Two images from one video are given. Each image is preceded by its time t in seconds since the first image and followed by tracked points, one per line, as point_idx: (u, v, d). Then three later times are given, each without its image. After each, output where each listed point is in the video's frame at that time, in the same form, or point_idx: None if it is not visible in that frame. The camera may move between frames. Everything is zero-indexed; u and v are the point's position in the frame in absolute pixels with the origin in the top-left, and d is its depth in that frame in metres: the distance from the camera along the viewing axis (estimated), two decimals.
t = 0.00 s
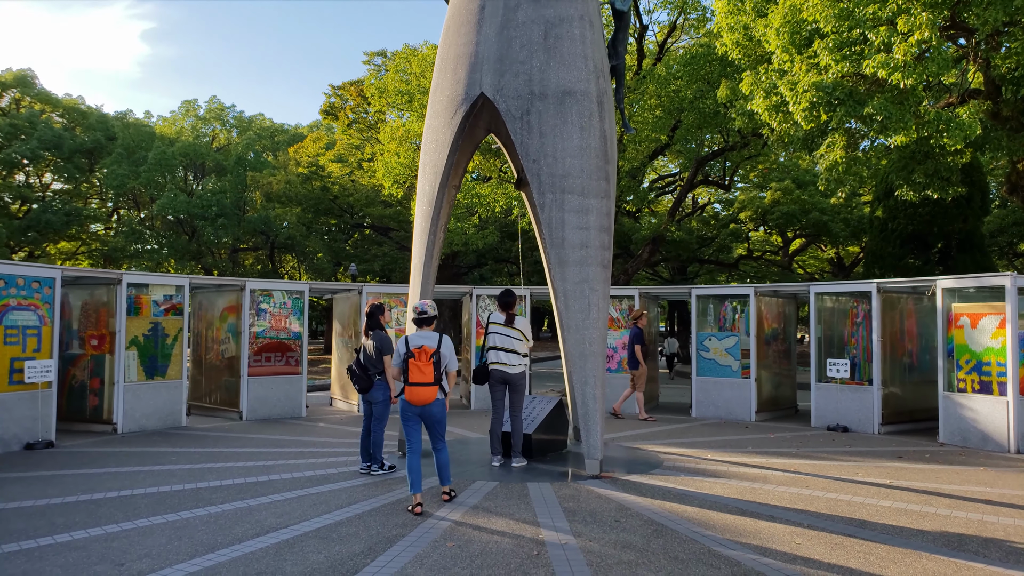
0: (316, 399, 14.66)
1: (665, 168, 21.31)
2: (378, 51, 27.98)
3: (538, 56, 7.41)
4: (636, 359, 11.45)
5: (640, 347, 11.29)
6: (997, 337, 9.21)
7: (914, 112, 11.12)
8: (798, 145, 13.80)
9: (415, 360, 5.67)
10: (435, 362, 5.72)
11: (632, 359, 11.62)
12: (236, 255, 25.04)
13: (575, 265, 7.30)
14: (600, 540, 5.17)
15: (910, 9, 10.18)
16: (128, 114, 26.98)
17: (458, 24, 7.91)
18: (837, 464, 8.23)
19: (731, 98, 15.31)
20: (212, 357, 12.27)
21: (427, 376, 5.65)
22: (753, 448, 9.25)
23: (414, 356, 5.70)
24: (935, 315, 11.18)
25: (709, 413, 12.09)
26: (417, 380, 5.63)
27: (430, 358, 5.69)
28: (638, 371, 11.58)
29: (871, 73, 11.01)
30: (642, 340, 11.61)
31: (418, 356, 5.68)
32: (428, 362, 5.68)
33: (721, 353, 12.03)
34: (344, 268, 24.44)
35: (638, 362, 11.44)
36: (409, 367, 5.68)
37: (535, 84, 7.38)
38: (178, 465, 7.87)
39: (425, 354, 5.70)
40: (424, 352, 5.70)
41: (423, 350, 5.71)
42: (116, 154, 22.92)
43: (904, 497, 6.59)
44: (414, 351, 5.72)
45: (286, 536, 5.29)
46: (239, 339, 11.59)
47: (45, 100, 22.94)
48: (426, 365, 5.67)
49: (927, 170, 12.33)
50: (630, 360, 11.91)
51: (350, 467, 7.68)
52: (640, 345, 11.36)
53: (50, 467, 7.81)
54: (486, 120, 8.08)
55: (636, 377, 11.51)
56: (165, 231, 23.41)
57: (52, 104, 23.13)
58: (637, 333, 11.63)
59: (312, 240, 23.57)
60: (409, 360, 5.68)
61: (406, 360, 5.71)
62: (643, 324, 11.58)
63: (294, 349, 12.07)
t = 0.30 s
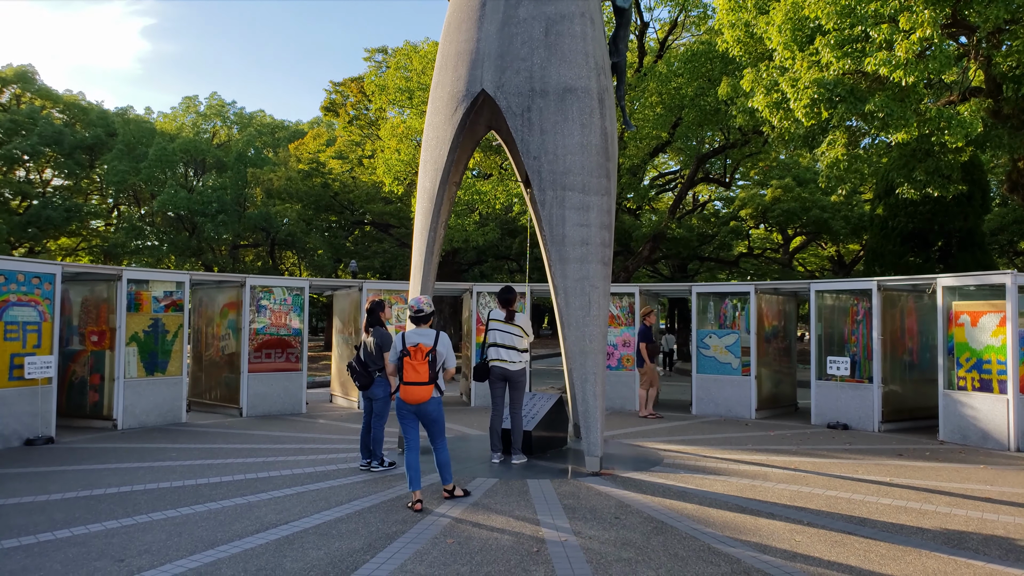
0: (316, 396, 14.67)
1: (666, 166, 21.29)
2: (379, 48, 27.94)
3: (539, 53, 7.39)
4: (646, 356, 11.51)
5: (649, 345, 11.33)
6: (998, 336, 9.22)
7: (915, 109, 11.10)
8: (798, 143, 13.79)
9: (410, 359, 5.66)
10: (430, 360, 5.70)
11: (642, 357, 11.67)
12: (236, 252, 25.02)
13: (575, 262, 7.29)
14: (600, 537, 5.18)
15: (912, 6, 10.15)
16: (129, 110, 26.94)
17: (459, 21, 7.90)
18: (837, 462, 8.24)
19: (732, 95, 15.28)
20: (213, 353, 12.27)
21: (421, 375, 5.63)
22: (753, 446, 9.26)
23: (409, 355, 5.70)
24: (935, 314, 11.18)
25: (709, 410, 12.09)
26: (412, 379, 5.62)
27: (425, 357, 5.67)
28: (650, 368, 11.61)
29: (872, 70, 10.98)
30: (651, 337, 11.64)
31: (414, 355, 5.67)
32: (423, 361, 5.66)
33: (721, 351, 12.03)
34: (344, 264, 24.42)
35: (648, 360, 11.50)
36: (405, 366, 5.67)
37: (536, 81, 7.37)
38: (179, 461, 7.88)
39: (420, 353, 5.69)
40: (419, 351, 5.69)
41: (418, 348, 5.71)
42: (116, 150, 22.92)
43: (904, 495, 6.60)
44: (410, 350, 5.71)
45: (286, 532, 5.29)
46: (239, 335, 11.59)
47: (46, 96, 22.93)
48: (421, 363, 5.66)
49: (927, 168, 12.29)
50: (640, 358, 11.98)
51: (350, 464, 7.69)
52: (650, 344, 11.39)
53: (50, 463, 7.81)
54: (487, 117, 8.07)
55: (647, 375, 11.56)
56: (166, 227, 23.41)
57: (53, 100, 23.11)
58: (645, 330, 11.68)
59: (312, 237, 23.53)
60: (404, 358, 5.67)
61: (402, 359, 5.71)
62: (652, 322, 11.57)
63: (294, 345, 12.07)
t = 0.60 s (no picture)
0: (315, 395, 14.67)
1: (665, 165, 21.28)
2: (377, 47, 27.91)
3: (538, 52, 7.39)
4: (654, 356, 11.41)
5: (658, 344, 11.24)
6: (997, 334, 9.23)
7: (914, 108, 11.12)
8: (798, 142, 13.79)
9: (409, 358, 5.65)
10: (429, 360, 5.70)
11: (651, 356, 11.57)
12: (235, 252, 24.99)
13: (574, 261, 7.29)
14: (600, 536, 5.18)
15: (911, 4, 10.16)
16: (127, 110, 26.92)
17: (458, 20, 7.89)
18: (837, 461, 8.24)
19: (731, 94, 15.28)
20: (212, 353, 12.26)
21: (420, 375, 5.63)
22: (753, 444, 9.27)
23: (408, 355, 5.69)
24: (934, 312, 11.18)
25: (709, 409, 12.09)
26: (411, 378, 5.62)
27: (424, 357, 5.67)
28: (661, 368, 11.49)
29: (871, 69, 10.98)
30: (661, 337, 11.53)
31: (413, 354, 5.66)
32: (422, 361, 5.66)
33: (720, 349, 12.03)
34: (343, 264, 24.40)
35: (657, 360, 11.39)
36: (404, 366, 5.66)
37: (535, 80, 7.36)
38: (178, 461, 7.88)
39: (419, 353, 5.68)
40: (418, 351, 5.69)
41: (417, 348, 5.71)
42: (115, 150, 22.91)
43: (904, 493, 6.60)
44: (408, 349, 5.70)
45: (286, 532, 5.29)
46: (238, 334, 11.58)
47: (45, 96, 22.90)
48: (419, 363, 5.65)
49: (926, 166, 12.28)
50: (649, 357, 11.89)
51: (350, 463, 7.70)
52: (660, 344, 11.29)
53: (50, 463, 7.81)
54: (486, 116, 8.06)
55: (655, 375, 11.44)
56: (165, 227, 23.39)
57: (52, 100, 23.09)
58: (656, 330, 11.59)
59: (311, 236, 23.49)
60: (403, 358, 5.66)
61: (401, 358, 5.70)
62: (662, 322, 11.49)
63: (293, 345, 12.06)
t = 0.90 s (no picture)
0: (316, 396, 14.68)
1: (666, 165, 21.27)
2: (378, 48, 27.92)
3: (539, 52, 7.39)
4: (666, 356, 11.25)
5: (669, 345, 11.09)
6: (998, 334, 9.23)
7: (915, 107, 11.12)
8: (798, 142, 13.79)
9: (409, 359, 5.65)
10: (430, 361, 5.71)
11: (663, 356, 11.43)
12: (236, 252, 25.01)
13: (575, 261, 7.29)
14: (600, 537, 5.17)
15: (911, 4, 10.16)
16: (129, 110, 26.95)
17: (458, 20, 7.90)
18: (838, 461, 8.24)
19: (732, 94, 15.27)
20: (213, 353, 12.27)
21: (421, 375, 5.63)
22: (754, 445, 9.26)
23: (409, 355, 5.69)
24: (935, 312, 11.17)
25: (709, 409, 12.08)
26: (412, 379, 5.62)
27: (424, 357, 5.67)
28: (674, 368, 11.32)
29: (872, 68, 10.97)
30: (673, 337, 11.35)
31: (413, 355, 5.66)
32: (423, 362, 5.66)
33: (721, 350, 12.03)
34: (344, 264, 24.41)
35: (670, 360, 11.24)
36: (404, 367, 5.66)
37: (535, 80, 7.36)
38: (179, 461, 7.88)
39: (420, 353, 5.69)
40: (419, 351, 5.69)
41: (418, 349, 5.71)
42: (117, 150, 22.95)
43: (905, 494, 6.60)
44: (409, 350, 5.70)
45: (286, 532, 5.29)
46: (239, 335, 11.58)
47: (46, 96, 22.92)
48: (420, 364, 5.65)
49: (927, 166, 12.27)
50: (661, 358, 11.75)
51: (350, 463, 7.70)
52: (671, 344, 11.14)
53: (50, 463, 7.82)
54: (486, 116, 8.06)
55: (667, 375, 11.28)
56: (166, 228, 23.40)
57: (53, 100, 23.11)
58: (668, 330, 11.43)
59: (312, 237, 23.48)
60: (404, 359, 5.66)
61: (402, 359, 5.70)
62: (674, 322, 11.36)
63: (294, 345, 12.07)
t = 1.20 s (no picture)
0: (317, 396, 14.69)
1: (666, 165, 21.28)
2: (379, 49, 27.95)
3: (539, 53, 7.40)
4: (675, 356, 11.18)
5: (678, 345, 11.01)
6: (999, 334, 9.22)
7: (916, 107, 11.13)
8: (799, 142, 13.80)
9: (411, 360, 5.66)
10: (432, 362, 5.71)
11: (671, 357, 11.35)
12: (237, 253, 25.03)
13: (576, 261, 7.30)
14: (601, 538, 5.17)
15: (912, 5, 10.17)
16: (130, 112, 26.98)
17: (459, 21, 7.91)
18: (839, 461, 8.23)
19: (732, 94, 15.29)
20: (214, 354, 12.27)
21: (423, 377, 5.64)
22: (755, 445, 9.26)
23: (411, 356, 5.70)
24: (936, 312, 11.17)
25: (710, 409, 12.09)
26: (413, 380, 5.63)
27: (427, 359, 5.68)
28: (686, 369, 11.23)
29: (872, 69, 10.97)
30: (682, 339, 11.33)
31: (415, 356, 5.67)
32: (425, 363, 5.67)
33: (722, 350, 12.04)
34: (345, 265, 24.42)
35: (679, 361, 11.16)
36: (407, 369, 5.67)
37: (536, 81, 7.37)
38: (180, 462, 7.88)
39: (422, 354, 5.69)
40: (421, 352, 5.69)
41: (420, 350, 5.71)
42: (117, 151, 22.97)
43: (906, 494, 6.59)
44: (411, 351, 5.71)
45: (288, 534, 5.30)
46: (240, 335, 11.59)
47: (47, 98, 22.93)
48: (423, 365, 5.66)
49: (929, 166, 12.27)
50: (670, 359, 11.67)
51: (352, 464, 7.70)
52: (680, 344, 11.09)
53: (52, 464, 7.83)
54: (487, 117, 8.07)
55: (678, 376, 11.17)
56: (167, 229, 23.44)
57: (54, 102, 23.11)
58: (676, 331, 11.38)
59: (313, 238, 23.51)
60: (406, 360, 5.66)
61: (404, 360, 5.71)
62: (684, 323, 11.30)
63: (295, 346, 12.07)
